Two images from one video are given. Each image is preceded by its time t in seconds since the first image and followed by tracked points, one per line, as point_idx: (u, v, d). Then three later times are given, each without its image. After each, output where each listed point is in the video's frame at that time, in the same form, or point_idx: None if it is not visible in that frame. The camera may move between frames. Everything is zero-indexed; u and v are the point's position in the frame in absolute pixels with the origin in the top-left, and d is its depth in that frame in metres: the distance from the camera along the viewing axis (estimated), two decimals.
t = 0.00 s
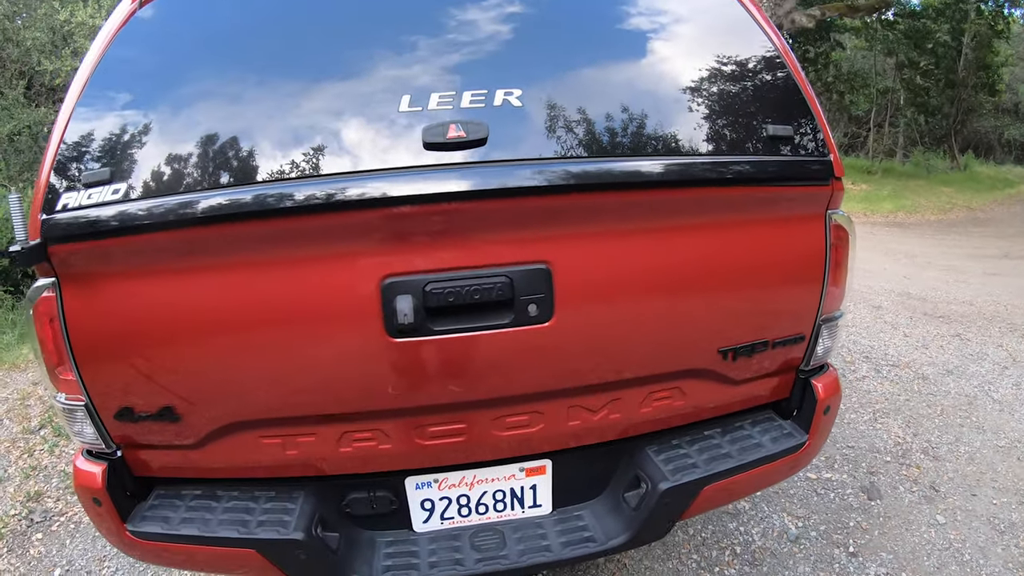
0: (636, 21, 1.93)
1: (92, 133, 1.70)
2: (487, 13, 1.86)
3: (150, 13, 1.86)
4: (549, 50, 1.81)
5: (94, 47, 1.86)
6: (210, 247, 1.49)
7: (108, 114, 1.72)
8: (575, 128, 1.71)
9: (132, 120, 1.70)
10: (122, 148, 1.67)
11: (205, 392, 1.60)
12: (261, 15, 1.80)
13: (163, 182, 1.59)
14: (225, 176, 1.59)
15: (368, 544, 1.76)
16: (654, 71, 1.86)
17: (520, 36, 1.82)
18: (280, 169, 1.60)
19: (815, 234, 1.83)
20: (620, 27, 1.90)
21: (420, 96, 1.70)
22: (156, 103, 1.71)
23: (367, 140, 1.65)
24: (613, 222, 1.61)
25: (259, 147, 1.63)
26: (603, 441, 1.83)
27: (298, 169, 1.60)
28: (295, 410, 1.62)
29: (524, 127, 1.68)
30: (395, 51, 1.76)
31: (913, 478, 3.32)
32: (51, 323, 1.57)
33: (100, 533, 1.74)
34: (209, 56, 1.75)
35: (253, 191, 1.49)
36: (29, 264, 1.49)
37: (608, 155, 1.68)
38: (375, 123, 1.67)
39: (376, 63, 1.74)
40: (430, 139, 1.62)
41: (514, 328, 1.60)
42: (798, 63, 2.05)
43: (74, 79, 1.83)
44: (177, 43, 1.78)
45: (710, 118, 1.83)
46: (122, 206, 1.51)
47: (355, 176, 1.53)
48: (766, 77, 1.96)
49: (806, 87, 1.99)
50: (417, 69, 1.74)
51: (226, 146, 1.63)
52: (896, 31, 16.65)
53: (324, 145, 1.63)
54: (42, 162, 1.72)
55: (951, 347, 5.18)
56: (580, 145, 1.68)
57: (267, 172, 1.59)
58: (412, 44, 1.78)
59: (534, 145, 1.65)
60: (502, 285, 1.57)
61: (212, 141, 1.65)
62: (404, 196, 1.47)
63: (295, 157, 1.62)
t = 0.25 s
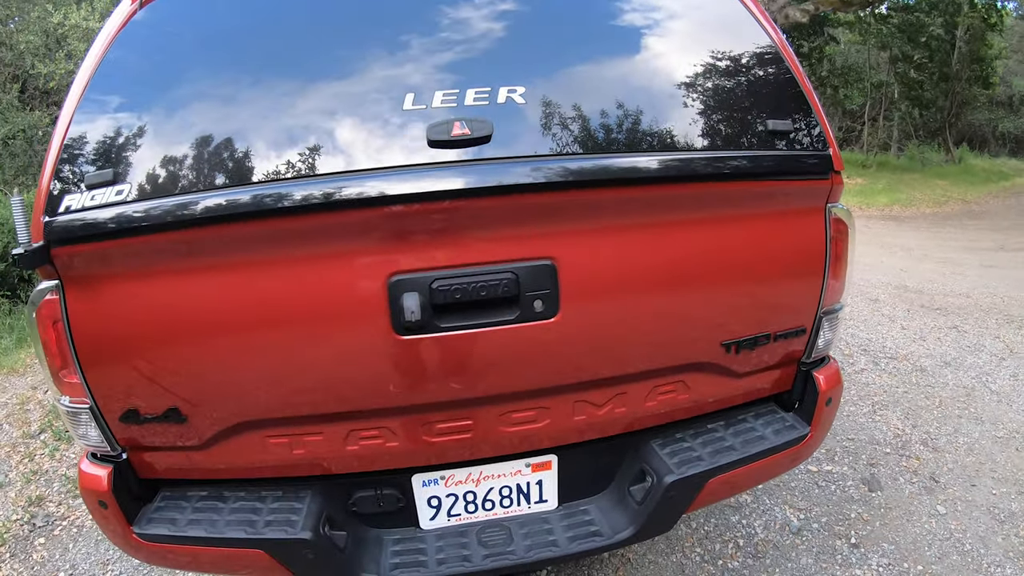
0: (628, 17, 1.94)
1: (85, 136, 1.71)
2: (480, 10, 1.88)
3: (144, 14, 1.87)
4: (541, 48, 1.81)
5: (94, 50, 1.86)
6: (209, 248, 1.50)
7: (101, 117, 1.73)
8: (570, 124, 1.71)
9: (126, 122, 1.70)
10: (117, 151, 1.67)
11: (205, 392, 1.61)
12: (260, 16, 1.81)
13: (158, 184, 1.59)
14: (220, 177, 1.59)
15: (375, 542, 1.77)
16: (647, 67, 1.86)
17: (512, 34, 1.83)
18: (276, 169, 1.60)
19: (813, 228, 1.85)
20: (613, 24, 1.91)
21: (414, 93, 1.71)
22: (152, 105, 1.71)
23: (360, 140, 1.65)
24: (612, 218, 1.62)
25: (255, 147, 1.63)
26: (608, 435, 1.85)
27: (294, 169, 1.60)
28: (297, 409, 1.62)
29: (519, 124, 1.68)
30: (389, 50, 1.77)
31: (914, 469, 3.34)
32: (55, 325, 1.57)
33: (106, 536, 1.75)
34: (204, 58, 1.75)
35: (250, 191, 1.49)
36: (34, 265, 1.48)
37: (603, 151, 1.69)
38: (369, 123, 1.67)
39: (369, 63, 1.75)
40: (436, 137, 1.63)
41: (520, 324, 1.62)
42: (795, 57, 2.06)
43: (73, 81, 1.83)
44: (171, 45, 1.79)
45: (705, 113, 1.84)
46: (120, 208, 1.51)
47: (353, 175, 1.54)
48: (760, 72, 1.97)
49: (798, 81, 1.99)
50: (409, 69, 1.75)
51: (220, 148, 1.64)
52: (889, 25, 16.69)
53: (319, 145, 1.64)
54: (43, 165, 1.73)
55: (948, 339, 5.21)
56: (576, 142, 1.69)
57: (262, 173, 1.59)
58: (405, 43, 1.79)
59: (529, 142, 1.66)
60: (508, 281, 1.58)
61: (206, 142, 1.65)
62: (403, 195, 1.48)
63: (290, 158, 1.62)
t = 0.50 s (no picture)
0: (622, 15, 1.95)
1: (76, 139, 1.70)
2: (472, 10, 1.87)
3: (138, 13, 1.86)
4: (534, 47, 1.81)
5: (94, 53, 1.85)
6: (208, 250, 1.50)
7: (92, 120, 1.72)
8: (565, 123, 1.72)
9: (119, 126, 1.70)
10: (111, 154, 1.67)
11: (206, 394, 1.61)
12: (254, 16, 1.81)
13: (153, 187, 1.60)
14: (215, 180, 1.60)
15: (383, 543, 1.77)
16: (641, 64, 1.87)
17: (505, 33, 1.83)
18: (270, 171, 1.61)
19: (812, 224, 1.86)
20: (606, 22, 1.92)
21: (410, 93, 1.71)
22: (147, 106, 1.71)
23: (353, 140, 1.66)
24: (613, 216, 1.63)
25: (249, 149, 1.64)
26: (613, 433, 1.86)
27: (289, 171, 1.61)
28: (301, 410, 1.63)
29: (514, 122, 1.68)
30: (381, 50, 1.77)
31: (914, 463, 3.36)
32: (58, 328, 1.57)
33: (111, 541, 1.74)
34: (198, 59, 1.75)
35: (248, 193, 1.49)
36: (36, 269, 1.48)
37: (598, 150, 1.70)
38: (362, 123, 1.68)
39: (362, 63, 1.75)
40: (443, 136, 1.64)
41: (529, 322, 1.62)
42: (795, 52, 2.07)
43: (73, 83, 1.83)
44: (163, 47, 1.78)
45: (700, 110, 1.84)
46: (117, 211, 1.50)
47: (351, 176, 1.54)
48: (753, 69, 1.97)
49: (791, 78, 2.00)
50: (402, 69, 1.75)
51: (215, 149, 1.64)
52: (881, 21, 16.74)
53: (314, 146, 1.65)
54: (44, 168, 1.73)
55: (945, 333, 5.23)
56: (571, 141, 1.70)
57: (256, 175, 1.61)
58: (398, 43, 1.78)
59: (523, 139, 1.66)
60: (517, 280, 1.59)
61: (200, 145, 1.65)
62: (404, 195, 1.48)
63: (285, 159, 1.63)
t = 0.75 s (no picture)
0: (613, 18, 1.96)
1: (66, 148, 1.70)
2: (464, 13, 1.90)
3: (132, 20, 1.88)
4: (529, 50, 1.83)
5: (90, 59, 1.85)
6: (204, 258, 1.50)
7: (83, 126, 1.72)
8: (559, 124, 1.72)
9: (112, 132, 1.70)
10: (105, 160, 1.66)
11: (203, 401, 1.61)
12: (248, 24, 1.82)
13: (146, 191, 1.59)
14: (208, 183, 1.60)
15: (384, 547, 1.78)
16: (634, 66, 1.88)
17: (498, 35, 1.84)
18: (263, 173, 1.61)
19: (806, 226, 1.88)
20: (598, 24, 1.93)
21: (404, 97, 1.72)
22: (141, 112, 1.71)
23: (346, 142, 1.66)
24: (609, 221, 1.64)
25: (243, 153, 1.63)
26: (611, 435, 1.87)
27: (282, 174, 1.60)
28: (299, 416, 1.63)
29: (507, 125, 1.69)
30: (374, 54, 1.78)
31: (910, 459, 3.38)
32: (56, 337, 1.57)
33: (111, 547, 1.74)
34: (192, 65, 1.75)
35: (242, 200, 1.49)
36: (35, 277, 1.48)
37: (591, 150, 1.71)
38: (354, 125, 1.68)
39: (353, 67, 1.76)
40: (443, 141, 1.64)
41: (528, 326, 1.63)
42: (788, 52, 2.09)
43: (70, 90, 1.83)
44: (158, 53, 1.79)
45: (693, 110, 1.85)
46: (111, 219, 1.51)
47: (346, 183, 1.55)
48: (744, 70, 1.98)
49: (782, 79, 2.01)
50: (395, 72, 1.76)
51: (208, 153, 1.64)
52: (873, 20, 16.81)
53: (308, 148, 1.64)
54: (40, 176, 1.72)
55: (939, 330, 5.26)
56: (564, 141, 1.70)
57: (250, 178, 1.60)
58: (390, 47, 1.80)
59: (515, 139, 1.67)
60: (516, 284, 1.60)
61: (194, 149, 1.65)
62: (400, 201, 1.49)
63: (279, 162, 1.62)
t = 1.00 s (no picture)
0: (606, 17, 1.96)
1: (59, 155, 1.69)
2: (458, 14, 1.89)
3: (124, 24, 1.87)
4: (524, 51, 1.82)
5: (84, 64, 1.85)
6: (199, 267, 1.49)
7: (76, 133, 1.72)
8: (553, 124, 1.72)
9: (105, 138, 1.69)
10: (99, 166, 1.66)
11: (200, 410, 1.60)
12: (240, 29, 1.81)
13: (141, 197, 1.59)
14: (202, 187, 1.59)
15: (385, 554, 1.77)
16: (627, 65, 1.87)
17: (491, 37, 1.84)
18: (258, 177, 1.60)
19: (803, 226, 1.87)
20: (590, 24, 1.92)
21: (398, 100, 1.71)
22: (133, 118, 1.70)
23: (340, 144, 1.65)
24: (606, 224, 1.64)
25: (236, 157, 1.63)
26: (612, 438, 1.86)
27: (276, 177, 1.60)
28: (297, 424, 1.62)
29: (502, 128, 1.68)
30: (367, 57, 1.78)
31: (909, 455, 3.38)
32: (51, 348, 1.56)
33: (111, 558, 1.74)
34: (185, 70, 1.75)
35: (238, 208, 1.49)
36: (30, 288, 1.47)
37: (585, 150, 1.70)
38: (348, 128, 1.67)
39: (346, 71, 1.75)
40: (440, 146, 1.62)
41: (528, 331, 1.63)
42: (784, 49, 2.09)
43: (61, 97, 1.82)
44: (151, 58, 1.78)
45: (686, 109, 1.84)
46: (106, 229, 1.49)
47: (342, 189, 1.54)
48: (737, 69, 1.98)
49: (774, 77, 2.00)
50: (388, 75, 1.75)
51: (202, 158, 1.63)
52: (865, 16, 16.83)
53: (302, 151, 1.64)
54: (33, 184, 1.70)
55: (936, 325, 5.27)
56: (559, 141, 1.70)
57: (244, 181, 1.60)
58: (383, 49, 1.79)
59: (510, 139, 1.66)
60: (515, 289, 1.60)
61: (188, 154, 1.64)
62: (395, 208, 1.48)
63: (273, 164, 1.62)
